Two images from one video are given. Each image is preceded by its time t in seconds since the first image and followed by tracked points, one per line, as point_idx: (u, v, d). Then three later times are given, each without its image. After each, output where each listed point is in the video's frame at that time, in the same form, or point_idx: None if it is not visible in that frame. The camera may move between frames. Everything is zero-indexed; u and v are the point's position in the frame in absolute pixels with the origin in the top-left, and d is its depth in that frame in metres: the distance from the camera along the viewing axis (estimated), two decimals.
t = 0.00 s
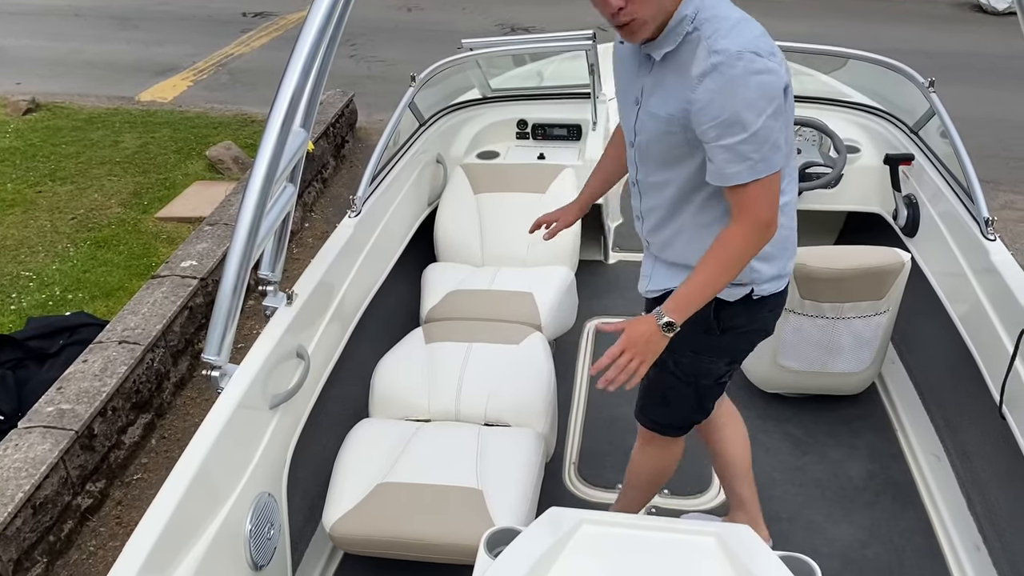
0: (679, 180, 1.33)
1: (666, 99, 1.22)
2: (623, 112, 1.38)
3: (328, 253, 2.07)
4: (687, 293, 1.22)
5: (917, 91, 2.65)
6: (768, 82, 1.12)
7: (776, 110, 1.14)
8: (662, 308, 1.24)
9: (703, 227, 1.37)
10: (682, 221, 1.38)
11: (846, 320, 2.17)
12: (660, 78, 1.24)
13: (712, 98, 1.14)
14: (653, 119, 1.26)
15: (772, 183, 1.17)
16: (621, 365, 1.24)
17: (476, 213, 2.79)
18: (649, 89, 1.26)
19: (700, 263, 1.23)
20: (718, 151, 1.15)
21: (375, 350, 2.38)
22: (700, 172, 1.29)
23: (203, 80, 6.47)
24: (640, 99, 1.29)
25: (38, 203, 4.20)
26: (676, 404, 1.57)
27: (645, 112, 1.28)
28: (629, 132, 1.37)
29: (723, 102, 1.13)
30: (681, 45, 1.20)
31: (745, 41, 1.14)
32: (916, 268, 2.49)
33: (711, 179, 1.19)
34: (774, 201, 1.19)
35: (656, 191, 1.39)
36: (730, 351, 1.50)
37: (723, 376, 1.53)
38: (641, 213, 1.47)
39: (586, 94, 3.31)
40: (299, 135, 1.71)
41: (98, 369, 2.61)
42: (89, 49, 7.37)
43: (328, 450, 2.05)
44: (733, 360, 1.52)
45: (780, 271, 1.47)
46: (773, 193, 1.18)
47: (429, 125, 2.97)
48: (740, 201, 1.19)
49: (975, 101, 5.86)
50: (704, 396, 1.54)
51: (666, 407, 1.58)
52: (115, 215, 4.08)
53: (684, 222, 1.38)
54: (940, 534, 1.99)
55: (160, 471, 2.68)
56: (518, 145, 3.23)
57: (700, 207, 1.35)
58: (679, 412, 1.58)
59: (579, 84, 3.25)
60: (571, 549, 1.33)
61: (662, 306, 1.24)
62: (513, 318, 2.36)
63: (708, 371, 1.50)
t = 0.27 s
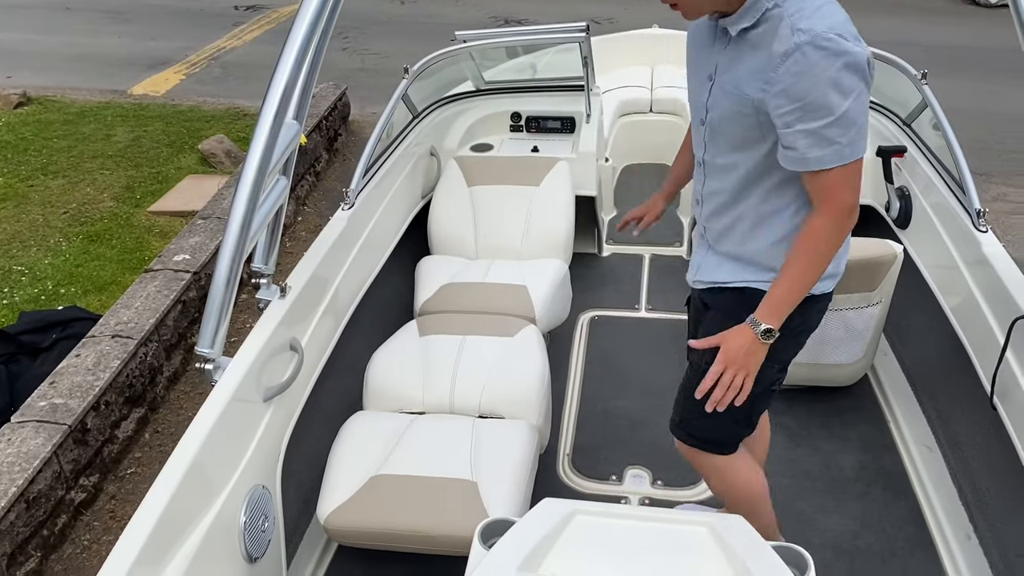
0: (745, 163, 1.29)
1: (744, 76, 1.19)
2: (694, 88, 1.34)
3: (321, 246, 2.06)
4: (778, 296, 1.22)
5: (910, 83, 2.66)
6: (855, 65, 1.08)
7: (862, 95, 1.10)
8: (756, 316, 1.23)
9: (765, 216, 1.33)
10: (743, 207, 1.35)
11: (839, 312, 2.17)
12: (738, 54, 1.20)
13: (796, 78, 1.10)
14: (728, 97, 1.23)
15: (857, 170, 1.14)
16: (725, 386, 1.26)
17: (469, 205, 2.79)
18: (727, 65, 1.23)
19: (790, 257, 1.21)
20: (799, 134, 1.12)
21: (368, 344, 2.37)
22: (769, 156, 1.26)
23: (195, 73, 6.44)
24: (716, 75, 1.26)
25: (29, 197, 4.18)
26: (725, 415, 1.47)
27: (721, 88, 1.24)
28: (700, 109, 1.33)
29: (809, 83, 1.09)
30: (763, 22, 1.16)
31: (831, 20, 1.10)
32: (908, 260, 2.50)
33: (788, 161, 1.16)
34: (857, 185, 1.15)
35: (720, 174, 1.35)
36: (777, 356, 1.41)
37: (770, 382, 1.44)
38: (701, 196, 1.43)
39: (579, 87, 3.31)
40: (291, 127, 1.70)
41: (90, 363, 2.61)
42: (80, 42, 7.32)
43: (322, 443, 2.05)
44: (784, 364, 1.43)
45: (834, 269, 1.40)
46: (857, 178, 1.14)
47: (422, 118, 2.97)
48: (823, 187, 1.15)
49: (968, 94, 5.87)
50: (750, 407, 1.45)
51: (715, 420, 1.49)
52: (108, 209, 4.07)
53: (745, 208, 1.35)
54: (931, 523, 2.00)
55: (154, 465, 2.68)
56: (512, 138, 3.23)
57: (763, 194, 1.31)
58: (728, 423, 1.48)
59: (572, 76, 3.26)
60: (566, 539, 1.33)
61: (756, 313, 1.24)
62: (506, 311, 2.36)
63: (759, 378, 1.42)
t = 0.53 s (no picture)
0: (794, 175, 1.28)
1: (795, 85, 1.17)
2: (756, 90, 1.34)
3: (312, 238, 2.06)
4: (809, 326, 1.18)
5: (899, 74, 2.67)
6: (902, 84, 1.03)
7: (909, 116, 1.05)
8: (784, 343, 1.20)
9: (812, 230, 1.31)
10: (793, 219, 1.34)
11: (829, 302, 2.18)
12: (793, 61, 1.18)
13: (839, 92, 1.05)
14: (782, 105, 1.21)
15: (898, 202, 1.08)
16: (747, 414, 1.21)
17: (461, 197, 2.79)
18: (783, 70, 1.21)
19: (825, 284, 1.16)
20: (837, 151, 1.07)
21: (361, 336, 2.38)
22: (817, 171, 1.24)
23: (186, 66, 6.41)
24: (774, 79, 1.25)
25: (20, 191, 4.16)
26: (824, 442, 1.44)
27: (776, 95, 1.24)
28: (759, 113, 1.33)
29: (850, 98, 1.04)
30: (816, 29, 1.13)
31: (884, 37, 1.05)
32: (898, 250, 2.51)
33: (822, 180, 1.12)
34: (900, 214, 1.10)
35: (770, 183, 1.35)
36: (856, 371, 1.39)
37: (858, 402, 1.41)
38: (754, 202, 1.43)
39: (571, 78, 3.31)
40: (282, 119, 1.70)
41: (83, 356, 2.60)
42: (70, 35, 7.28)
43: (315, 435, 2.06)
44: (866, 380, 1.41)
45: (883, 291, 1.36)
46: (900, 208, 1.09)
47: (413, 109, 2.97)
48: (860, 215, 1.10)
49: (959, 84, 5.88)
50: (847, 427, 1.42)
51: (815, 447, 1.45)
52: (99, 202, 4.05)
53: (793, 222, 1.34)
54: (921, 511, 2.02)
55: (147, 458, 2.68)
56: (503, 130, 3.23)
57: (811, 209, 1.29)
58: (833, 448, 1.44)
59: (565, 68, 3.26)
60: (557, 527, 1.34)
61: (784, 340, 1.21)
62: (498, 302, 2.36)
63: (843, 398, 1.39)
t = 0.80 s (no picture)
0: (845, 187, 1.20)
1: (855, 92, 1.09)
2: (815, 91, 1.26)
3: (305, 229, 2.05)
4: (815, 341, 1.10)
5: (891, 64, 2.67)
6: (970, 106, 0.96)
7: (972, 142, 0.97)
8: (784, 354, 1.13)
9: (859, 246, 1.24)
10: (840, 233, 1.26)
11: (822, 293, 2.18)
12: (856, 67, 1.10)
13: (904, 107, 0.99)
14: (841, 111, 1.14)
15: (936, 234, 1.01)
16: (736, 417, 1.15)
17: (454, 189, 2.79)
18: (846, 74, 1.13)
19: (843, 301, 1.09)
20: (891, 169, 1.00)
21: (354, 328, 2.37)
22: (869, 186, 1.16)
23: (178, 57, 6.37)
24: (835, 82, 1.17)
25: (10, 183, 4.13)
26: (858, 455, 1.38)
27: (836, 100, 1.16)
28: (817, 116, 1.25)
29: (917, 114, 0.98)
30: (885, 35, 1.05)
31: (959, 51, 0.98)
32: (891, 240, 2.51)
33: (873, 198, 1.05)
34: (938, 243, 1.02)
35: (822, 192, 1.27)
36: (899, 387, 1.32)
37: (899, 417, 1.35)
38: (803, 208, 1.36)
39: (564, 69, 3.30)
40: (273, 109, 1.68)
41: (75, 349, 2.59)
42: (60, 26, 7.22)
43: (308, 427, 2.05)
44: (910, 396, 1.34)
45: (935, 311, 1.28)
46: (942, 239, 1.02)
47: (405, 101, 2.95)
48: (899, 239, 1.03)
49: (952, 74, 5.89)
50: (882, 441, 1.36)
51: (847, 459, 1.40)
52: (91, 194, 4.03)
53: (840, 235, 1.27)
54: (914, 501, 2.02)
55: (140, 451, 2.67)
56: (497, 121, 3.22)
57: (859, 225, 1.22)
58: (866, 462, 1.39)
59: (558, 58, 3.24)
60: (553, 518, 1.34)
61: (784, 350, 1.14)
62: (492, 294, 2.36)
63: (882, 412, 1.33)
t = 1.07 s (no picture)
0: (865, 175, 1.19)
1: (896, 77, 1.08)
2: (846, 77, 1.24)
3: (297, 222, 2.05)
4: (886, 344, 1.13)
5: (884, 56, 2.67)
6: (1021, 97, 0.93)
7: (1023, 133, 0.95)
8: (862, 365, 1.15)
9: (875, 236, 1.24)
10: (856, 222, 1.25)
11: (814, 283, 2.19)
12: (897, 52, 1.08)
13: (950, 96, 0.97)
14: (874, 97, 1.12)
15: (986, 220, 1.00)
16: (829, 438, 1.19)
17: (447, 181, 2.78)
18: (884, 60, 1.12)
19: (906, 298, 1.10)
20: (937, 159, 0.99)
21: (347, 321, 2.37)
22: (893, 175, 1.15)
23: (170, 50, 6.34)
24: (870, 67, 1.15)
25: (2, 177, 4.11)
26: (862, 450, 1.39)
27: (869, 85, 1.15)
28: (845, 101, 1.24)
29: (964, 104, 0.95)
30: (933, 22, 1.03)
31: (1012, 43, 0.94)
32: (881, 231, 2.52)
33: (914, 187, 1.05)
34: (988, 232, 1.01)
35: (843, 179, 1.25)
36: (903, 385, 1.31)
37: (901, 414, 1.35)
38: (819, 196, 1.35)
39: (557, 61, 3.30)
40: (264, 102, 1.68)
41: (67, 343, 2.58)
42: (51, 19, 7.18)
43: (301, 420, 2.05)
44: (913, 395, 1.33)
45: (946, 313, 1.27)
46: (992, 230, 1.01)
47: (398, 93, 2.95)
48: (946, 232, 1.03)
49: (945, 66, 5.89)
50: (883, 438, 1.36)
51: (851, 454, 1.40)
52: (83, 188, 4.02)
53: (855, 226, 1.26)
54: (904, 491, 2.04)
55: (133, 444, 2.67)
56: (489, 113, 3.21)
57: (877, 216, 1.21)
58: (869, 457, 1.40)
59: (551, 50, 3.24)
60: (544, 510, 1.34)
61: (861, 360, 1.16)
62: (485, 286, 2.36)
63: (883, 410, 1.33)
